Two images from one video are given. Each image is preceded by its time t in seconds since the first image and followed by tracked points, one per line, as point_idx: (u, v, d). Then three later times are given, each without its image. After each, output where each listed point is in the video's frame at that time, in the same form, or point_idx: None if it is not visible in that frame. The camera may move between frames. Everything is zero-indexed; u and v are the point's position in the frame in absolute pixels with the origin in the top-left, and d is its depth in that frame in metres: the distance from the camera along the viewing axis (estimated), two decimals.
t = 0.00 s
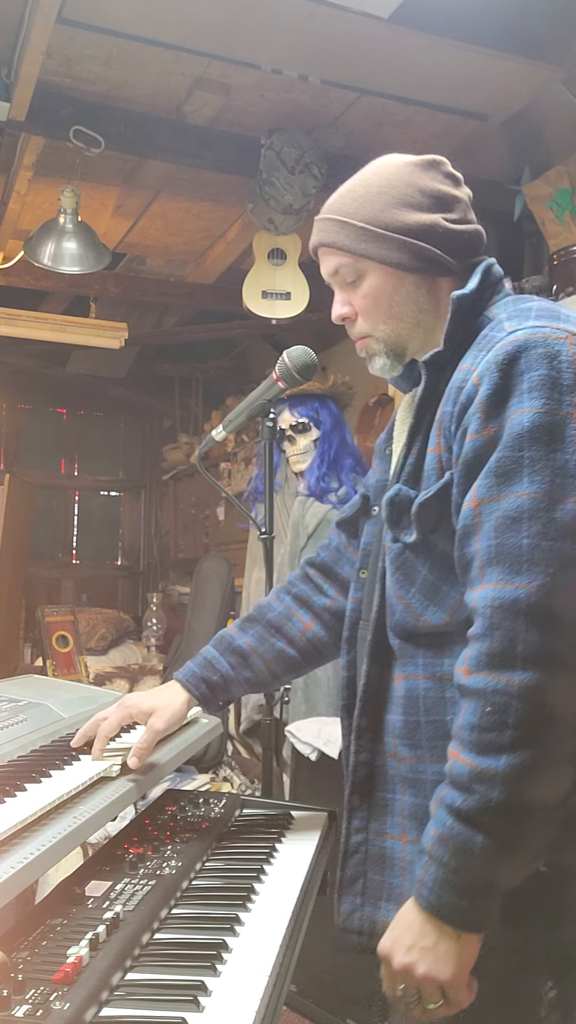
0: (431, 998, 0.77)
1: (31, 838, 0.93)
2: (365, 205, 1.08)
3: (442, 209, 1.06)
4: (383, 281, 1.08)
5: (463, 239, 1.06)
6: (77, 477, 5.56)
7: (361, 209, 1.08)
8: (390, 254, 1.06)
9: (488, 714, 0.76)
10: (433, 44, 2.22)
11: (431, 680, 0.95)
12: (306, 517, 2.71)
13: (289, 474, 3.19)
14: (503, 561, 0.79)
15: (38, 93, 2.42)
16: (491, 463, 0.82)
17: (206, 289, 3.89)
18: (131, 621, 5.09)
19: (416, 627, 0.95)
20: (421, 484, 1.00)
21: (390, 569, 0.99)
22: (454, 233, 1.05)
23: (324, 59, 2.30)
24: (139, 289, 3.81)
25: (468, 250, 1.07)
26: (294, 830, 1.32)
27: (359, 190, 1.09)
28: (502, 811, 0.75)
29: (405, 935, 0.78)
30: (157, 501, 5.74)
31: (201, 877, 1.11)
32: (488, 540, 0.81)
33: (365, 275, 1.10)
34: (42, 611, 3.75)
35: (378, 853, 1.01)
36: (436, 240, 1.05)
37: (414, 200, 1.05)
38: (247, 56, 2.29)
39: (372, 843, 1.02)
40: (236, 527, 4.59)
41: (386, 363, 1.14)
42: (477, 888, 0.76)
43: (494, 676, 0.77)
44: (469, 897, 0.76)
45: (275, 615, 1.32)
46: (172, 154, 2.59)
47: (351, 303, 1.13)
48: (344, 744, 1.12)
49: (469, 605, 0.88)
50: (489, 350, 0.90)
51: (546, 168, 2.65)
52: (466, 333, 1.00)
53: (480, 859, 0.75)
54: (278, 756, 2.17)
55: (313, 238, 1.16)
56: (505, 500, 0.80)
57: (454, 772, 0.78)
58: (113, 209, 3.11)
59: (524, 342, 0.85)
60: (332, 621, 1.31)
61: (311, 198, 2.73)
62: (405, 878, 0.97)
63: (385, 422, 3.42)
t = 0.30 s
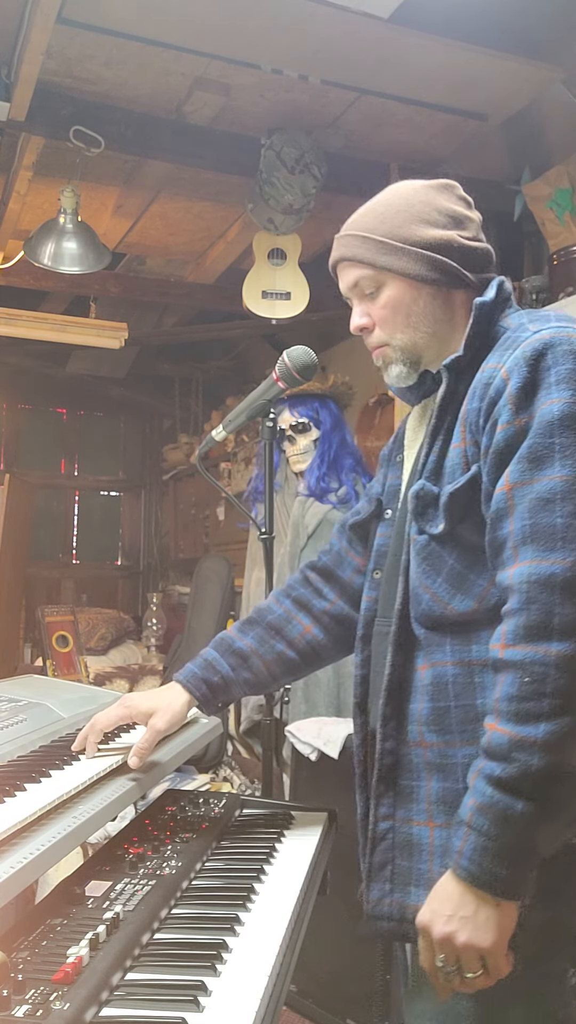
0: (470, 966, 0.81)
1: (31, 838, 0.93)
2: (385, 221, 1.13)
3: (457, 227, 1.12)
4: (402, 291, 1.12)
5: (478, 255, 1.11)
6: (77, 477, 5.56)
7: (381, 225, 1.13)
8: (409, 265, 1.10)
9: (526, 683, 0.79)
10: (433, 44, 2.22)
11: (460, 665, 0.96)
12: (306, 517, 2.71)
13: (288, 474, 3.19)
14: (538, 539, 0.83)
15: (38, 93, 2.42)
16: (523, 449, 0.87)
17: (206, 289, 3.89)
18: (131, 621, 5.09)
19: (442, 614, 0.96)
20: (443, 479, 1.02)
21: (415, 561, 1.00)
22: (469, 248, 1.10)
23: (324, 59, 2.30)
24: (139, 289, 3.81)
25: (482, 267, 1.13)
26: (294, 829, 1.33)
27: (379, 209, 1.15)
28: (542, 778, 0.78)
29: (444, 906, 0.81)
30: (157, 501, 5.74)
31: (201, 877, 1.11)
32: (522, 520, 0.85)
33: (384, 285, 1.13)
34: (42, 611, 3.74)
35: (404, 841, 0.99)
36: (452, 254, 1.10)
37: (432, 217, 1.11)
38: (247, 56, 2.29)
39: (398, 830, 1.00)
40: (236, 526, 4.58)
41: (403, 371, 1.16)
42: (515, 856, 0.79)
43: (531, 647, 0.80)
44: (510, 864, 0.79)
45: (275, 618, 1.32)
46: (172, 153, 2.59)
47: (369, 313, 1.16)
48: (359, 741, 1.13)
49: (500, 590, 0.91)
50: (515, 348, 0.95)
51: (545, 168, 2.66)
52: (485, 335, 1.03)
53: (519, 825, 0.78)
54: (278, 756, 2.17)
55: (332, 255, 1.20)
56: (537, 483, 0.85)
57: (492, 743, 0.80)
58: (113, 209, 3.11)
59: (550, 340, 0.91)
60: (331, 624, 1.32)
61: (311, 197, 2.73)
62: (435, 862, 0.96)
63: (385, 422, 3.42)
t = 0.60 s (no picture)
0: (499, 943, 0.80)
1: (31, 838, 0.93)
2: (401, 236, 1.16)
3: (468, 244, 1.15)
4: (418, 304, 1.15)
5: (489, 271, 1.15)
6: (77, 477, 5.56)
7: (398, 239, 1.16)
8: (425, 278, 1.13)
9: (550, 664, 0.80)
10: (433, 44, 2.22)
11: (479, 655, 0.96)
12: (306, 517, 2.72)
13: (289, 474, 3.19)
14: (559, 527, 0.84)
15: (38, 94, 2.42)
16: (542, 443, 0.88)
17: (206, 289, 3.89)
18: (131, 621, 5.09)
19: (461, 607, 0.97)
20: (459, 478, 1.03)
21: (434, 555, 1.01)
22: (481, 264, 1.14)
23: (324, 59, 2.30)
24: (139, 289, 3.81)
25: (492, 283, 1.17)
26: (295, 828, 1.33)
27: (395, 224, 1.18)
28: (567, 757, 0.78)
29: (473, 884, 0.81)
30: (157, 501, 5.74)
31: (201, 877, 1.12)
32: (542, 511, 0.85)
33: (400, 297, 1.16)
34: (42, 611, 3.74)
35: (423, 829, 0.99)
36: (465, 269, 1.13)
37: (446, 233, 1.14)
38: (247, 57, 2.29)
39: (418, 818, 0.99)
40: (236, 526, 4.59)
41: (417, 380, 1.18)
42: (541, 834, 0.79)
43: (554, 630, 0.81)
44: (538, 842, 0.79)
45: (276, 616, 1.33)
46: (172, 153, 2.59)
47: (385, 324, 1.18)
48: (371, 735, 1.14)
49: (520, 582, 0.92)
50: (530, 352, 0.97)
51: (546, 168, 2.66)
52: (498, 346, 1.05)
53: (545, 804, 0.78)
54: (278, 756, 2.17)
55: (348, 269, 1.23)
56: (557, 475, 0.86)
57: (517, 724, 0.80)
58: (113, 209, 3.11)
59: (565, 342, 0.92)
60: (330, 624, 1.32)
61: (311, 198, 2.73)
62: (455, 848, 0.95)
63: (385, 422, 3.42)
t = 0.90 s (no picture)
0: (513, 923, 0.80)
1: (31, 838, 0.93)
2: (411, 250, 1.16)
3: (474, 260, 1.17)
4: (428, 317, 1.15)
5: (494, 287, 1.17)
6: (77, 477, 5.56)
7: (407, 254, 1.16)
8: (436, 292, 1.14)
9: (561, 650, 0.80)
10: (432, 44, 2.22)
11: (493, 650, 0.96)
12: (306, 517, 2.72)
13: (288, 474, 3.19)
14: (568, 521, 0.85)
15: (38, 94, 2.42)
16: (550, 441, 0.89)
17: (205, 289, 3.89)
18: (131, 621, 5.09)
19: (474, 604, 0.97)
20: (469, 479, 1.04)
21: (446, 555, 1.01)
22: (487, 280, 1.16)
23: (324, 59, 2.30)
24: (139, 289, 3.81)
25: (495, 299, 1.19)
26: (295, 829, 1.33)
27: (403, 239, 1.18)
28: None
29: (487, 865, 0.81)
30: (157, 501, 5.74)
31: (201, 877, 1.11)
32: (551, 505, 0.86)
33: (410, 310, 1.16)
34: (42, 611, 3.74)
35: (434, 821, 0.98)
36: (473, 284, 1.15)
37: (454, 249, 1.16)
38: (247, 56, 2.29)
39: (429, 810, 0.99)
40: (236, 526, 4.59)
41: (426, 391, 1.18)
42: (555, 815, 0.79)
43: (564, 617, 0.82)
44: (551, 824, 0.79)
45: (276, 612, 1.33)
46: (172, 153, 2.59)
47: (395, 337, 1.18)
48: (383, 735, 1.14)
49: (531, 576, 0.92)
50: (537, 356, 0.98)
51: (546, 168, 2.66)
52: (501, 356, 1.06)
53: (559, 786, 0.79)
54: (278, 756, 2.17)
55: (357, 285, 1.23)
56: (564, 471, 0.87)
57: (530, 710, 0.81)
58: (113, 209, 3.11)
59: (570, 346, 0.94)
60: (330, 623, 1.33)
61: (311, 198, 2.72)
62: (466, 837, 0.95)
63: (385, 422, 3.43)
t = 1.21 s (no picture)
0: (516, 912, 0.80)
1: (31, 838, 0.93)
2: (416, 257, 1.16)
3: (476, 267, 1.18)
4: (433, 323, 1.15)
5: (495, 293, 1.18)
6: (77, 477, 5.56)
7: (412, 260, 1.16)
8: (441, 298, 1.14)
9: (564, 644, 0.80)
10: (433, 44, 2.22)
11: (495, 646, 0.96)
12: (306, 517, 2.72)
13: (289, 474, 3.19)
14: (570, 517, 0.85)
15: (38, 94, 2.42)
16: (551, 439, 0.89)
17: (205, 289, 3.89)
18: (131, 621, 5.09)
19: (477, 602, 0.97)
20: (471, 480, 1.04)
21: (448, 554, 1.01)
22: (489, 287, 1.16)
23: (324, 59, 2.30)
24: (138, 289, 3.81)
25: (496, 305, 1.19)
26: (295, 828, 1.33)
27: (406, 246, 1.18)
28: None
29: (489, 855, 0.81)
30: (157, 501, 5.75)
31: (201, 877, 1.12)
32: (553, 502, 0.86)
33: (415, 316, 1.16)
34: (42, 611, 3.74)
35: (435, 816, 0.98)
36: (475, 290, 1.15)
37: (457, 256, 1.16)
38: (247, 57, 2.29)
39: (429, 805, 0.98)
40: (236, 527, 4.59)
41: (430, 396, 1.18)
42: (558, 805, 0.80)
43: (566, 611, 0.81)
44: (553, 814, 0.80)
45: (277, 609, 1.33)
46: (172, 153, 2.59)
47: (399, 343, 1.18)
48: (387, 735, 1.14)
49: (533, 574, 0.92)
50: (537, 356, 0.98)
51: (545, 168, 2.66)
52: (502, 356, 1.06)
53: (562, 776, 0.79)
54: (277, 756, 2.16)
55: (359, 292, 1.22)
56: (566, 468, 0.87)
57: (532, 702, 0.81)
58: (113, 209, 3.11)
59: (570, 347, 0.94)
60: (330, 620, 1.33)
61: (311, 198, 2.72)
62: (466, 831, 0.94)
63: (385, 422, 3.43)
